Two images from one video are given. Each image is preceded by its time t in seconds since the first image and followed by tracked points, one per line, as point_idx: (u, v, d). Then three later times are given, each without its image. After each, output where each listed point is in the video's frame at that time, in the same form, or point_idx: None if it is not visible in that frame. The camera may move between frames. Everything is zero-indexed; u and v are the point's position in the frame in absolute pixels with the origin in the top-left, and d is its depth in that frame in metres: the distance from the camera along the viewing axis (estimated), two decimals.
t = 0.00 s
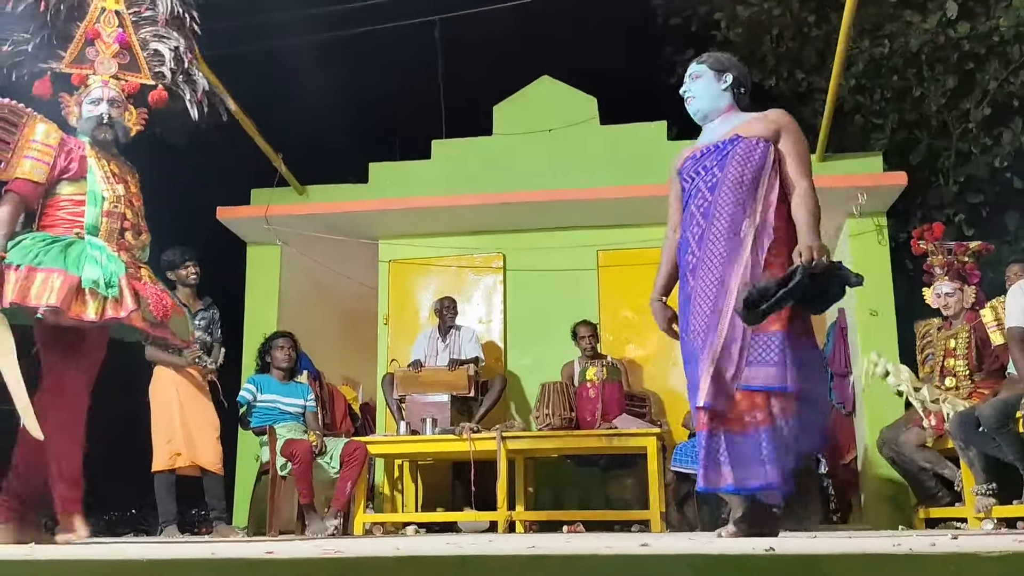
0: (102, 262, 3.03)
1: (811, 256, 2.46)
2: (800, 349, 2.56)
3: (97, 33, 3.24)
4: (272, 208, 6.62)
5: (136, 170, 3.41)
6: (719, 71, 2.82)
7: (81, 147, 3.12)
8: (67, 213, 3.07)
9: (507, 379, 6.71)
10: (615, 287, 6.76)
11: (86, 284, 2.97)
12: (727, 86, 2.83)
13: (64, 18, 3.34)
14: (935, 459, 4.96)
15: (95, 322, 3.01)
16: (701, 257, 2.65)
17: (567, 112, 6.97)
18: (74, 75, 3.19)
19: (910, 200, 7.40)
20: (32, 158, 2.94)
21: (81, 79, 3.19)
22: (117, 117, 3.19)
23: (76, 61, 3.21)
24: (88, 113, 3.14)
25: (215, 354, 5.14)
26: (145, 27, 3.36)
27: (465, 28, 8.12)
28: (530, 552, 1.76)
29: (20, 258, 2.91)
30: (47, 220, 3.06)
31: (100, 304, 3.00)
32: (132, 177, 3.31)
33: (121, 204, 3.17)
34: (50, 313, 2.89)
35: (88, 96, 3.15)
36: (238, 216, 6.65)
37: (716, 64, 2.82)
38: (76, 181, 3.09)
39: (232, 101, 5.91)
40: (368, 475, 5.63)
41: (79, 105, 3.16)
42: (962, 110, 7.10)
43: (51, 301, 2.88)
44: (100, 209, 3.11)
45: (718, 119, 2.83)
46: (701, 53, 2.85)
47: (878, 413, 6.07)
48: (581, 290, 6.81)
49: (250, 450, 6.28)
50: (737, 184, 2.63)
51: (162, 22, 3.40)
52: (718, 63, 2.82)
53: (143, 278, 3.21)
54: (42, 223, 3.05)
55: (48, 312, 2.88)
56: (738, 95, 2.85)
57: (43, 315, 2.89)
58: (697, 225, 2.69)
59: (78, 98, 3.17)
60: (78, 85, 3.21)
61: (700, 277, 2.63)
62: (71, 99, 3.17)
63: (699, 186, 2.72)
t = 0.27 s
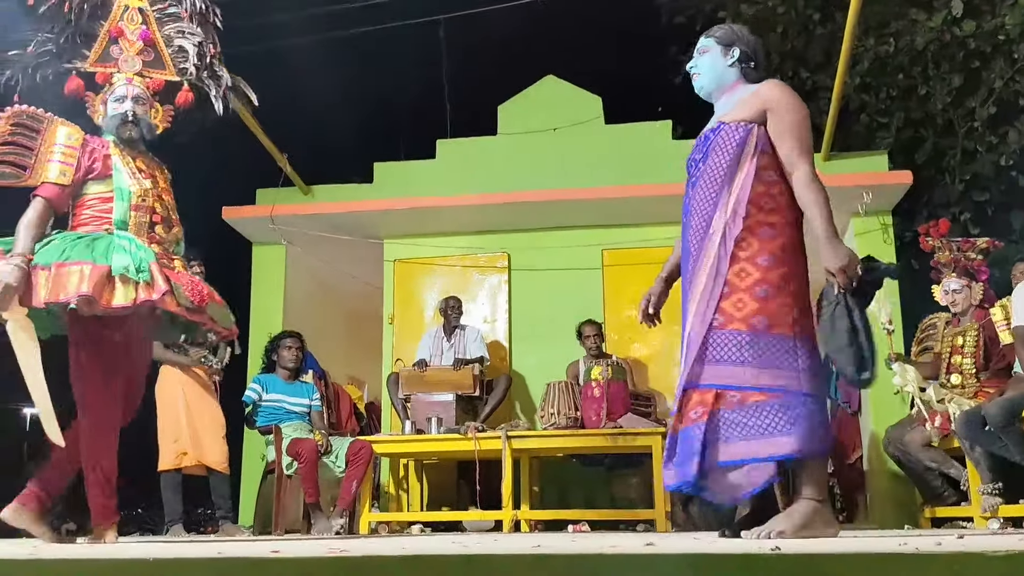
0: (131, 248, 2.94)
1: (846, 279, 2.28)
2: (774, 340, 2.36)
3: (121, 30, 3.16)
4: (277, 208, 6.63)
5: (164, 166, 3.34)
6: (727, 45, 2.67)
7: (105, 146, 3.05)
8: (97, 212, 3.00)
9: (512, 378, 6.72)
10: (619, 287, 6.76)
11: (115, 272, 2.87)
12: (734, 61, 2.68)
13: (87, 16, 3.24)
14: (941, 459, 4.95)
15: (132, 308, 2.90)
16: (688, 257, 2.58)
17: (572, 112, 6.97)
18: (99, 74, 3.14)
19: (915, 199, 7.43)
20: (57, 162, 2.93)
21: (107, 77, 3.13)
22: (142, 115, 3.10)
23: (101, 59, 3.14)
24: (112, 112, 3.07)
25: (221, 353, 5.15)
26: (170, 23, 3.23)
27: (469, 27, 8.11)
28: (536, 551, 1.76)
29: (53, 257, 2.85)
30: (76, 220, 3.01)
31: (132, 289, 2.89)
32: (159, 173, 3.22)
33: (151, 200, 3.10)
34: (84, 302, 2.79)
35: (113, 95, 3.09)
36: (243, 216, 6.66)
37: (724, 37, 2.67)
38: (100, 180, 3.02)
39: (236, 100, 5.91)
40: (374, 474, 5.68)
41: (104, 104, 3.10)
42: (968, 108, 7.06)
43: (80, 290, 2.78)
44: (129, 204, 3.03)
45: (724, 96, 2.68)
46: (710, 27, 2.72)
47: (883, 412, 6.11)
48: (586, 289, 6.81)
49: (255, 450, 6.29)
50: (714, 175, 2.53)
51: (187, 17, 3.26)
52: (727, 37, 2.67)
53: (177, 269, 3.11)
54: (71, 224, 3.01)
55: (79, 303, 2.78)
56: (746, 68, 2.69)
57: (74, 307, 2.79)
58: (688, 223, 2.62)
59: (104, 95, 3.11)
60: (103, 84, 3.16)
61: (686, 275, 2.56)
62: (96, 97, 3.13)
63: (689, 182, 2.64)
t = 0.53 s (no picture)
0: (128, 241, 2.93)
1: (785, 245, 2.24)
2: (774, 330, 2.36)
3: (146, 23, 3.26)
4: (278, 208, 6.63)
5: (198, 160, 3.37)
6: (736, 21, 2.73)
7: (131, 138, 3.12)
8: (114, 206, 3.05)
9: (513, 379, 6.71)
10: (621, 287, 6.75)
11: (104, 262, 2.86)
12: (744, 36, 2.73)
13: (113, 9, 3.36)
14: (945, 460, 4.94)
15: (121, 299, 2.87)
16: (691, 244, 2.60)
17: (573, 112, 6.97)
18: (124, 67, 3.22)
19: (918, 199, 7.41)
20: (78, 157, 3.02)
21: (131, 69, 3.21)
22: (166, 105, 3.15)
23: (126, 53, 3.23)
24: (137, 102, 3.13)
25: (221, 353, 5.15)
26: (195, 14, 3.34)
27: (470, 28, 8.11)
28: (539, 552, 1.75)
29: (57, 241, 2.90)
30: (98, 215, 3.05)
31: (116, 278, 2.85)
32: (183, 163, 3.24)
33: (165, 191, 3.10)
34: (70, 288, 2.78)
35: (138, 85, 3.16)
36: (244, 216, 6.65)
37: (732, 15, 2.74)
38: (119, 174, 3.09)
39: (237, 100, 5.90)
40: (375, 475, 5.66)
41: (130, 96, 3.17)
42: (970, 109, 7.10)
43: (63, 276, 2.77)
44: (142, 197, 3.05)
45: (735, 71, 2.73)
46: (722, 5, 2.78)
47: (885, 414, 6.09)
48: (587, 290, 6.80)
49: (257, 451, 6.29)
50: (709, 160, 2.57)
51: (210, 7, 3.37)
52: (734, 14, 2.73)
53: (186, 260, 3.08)
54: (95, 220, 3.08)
55: (62, 289, 2.77)
56: (758, 40, 2.74)
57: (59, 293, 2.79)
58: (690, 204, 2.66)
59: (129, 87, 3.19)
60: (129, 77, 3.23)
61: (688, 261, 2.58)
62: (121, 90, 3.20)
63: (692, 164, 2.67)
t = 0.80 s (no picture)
0: (129, 250, 2.94)
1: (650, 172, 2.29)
2: (763, 336, 2.38)
3: (175, 33, 3.39)
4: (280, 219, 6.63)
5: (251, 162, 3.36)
6: (750, 20, 2.66)
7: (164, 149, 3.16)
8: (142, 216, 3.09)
9: (515, 389, 6.70)
10: (623, 298, 6.75)
11: (104, 273, 2.89)
12: (758, 36, 2.65)
13: (143, 24, 3.57)
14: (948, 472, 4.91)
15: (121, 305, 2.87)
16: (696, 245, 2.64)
17: (575, 123, 6.98)
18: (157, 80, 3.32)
19: (919, 210, 7.42)
20: (116, 176, 3.12)
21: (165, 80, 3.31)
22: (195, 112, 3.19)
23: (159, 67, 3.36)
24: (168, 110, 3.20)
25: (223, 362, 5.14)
26: (222, 21, 3.52)
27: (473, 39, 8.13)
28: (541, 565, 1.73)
29: (74, 259, 2.97)
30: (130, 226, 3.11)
31: (116, 288, 2.86)
32: (216, 164, 3.20)
33: (185, 196, 3.06)
34: (73, 304, 2.84)
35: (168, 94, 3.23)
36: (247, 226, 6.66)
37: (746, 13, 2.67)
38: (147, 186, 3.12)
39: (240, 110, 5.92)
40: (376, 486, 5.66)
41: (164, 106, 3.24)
42: (971, 120, 7.09)
43: (68, 293, 2.84)
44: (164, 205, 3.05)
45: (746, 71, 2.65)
46: (737, 4, 2.72)
47: (888, 425, 6.07)
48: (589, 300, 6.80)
49: (258, 462, 6.27)
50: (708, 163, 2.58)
51: (234, 12, 3.55)
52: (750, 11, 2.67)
53: (207, 262, 3.01)
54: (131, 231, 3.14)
55: (68, 304, 2.84)
56: (772, 41, 2.66)
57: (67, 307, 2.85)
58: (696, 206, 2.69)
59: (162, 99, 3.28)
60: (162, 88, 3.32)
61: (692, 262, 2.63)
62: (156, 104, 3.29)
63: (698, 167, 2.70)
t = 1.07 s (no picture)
0: (143, 282, 2.86)
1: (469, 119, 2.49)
2: (747, 355, 2.26)
3: (210, 58, 3.36)
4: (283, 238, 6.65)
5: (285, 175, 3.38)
6: (761, 34, 2.52)
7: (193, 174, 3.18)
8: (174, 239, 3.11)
9: (517, 409, 6.68)
10: (627, 318, 6.75)
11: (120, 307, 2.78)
12: (770, 50, 2.52)
13: (178, 50, 3.54)
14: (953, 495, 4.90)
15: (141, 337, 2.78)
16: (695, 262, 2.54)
17: (579, 144, 7.00)
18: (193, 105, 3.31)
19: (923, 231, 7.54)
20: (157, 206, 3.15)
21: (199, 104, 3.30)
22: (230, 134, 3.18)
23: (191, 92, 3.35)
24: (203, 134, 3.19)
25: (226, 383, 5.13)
26: (256, 42, 3.50)
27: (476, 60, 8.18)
28: None
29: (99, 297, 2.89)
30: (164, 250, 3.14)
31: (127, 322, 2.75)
32: (249, 180, 3.19)
33: (207, 217, 3.06)
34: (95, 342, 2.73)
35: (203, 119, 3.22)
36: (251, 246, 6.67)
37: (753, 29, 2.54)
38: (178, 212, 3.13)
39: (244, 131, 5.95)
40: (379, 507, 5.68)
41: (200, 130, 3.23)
42: (973, 141, 7.11)
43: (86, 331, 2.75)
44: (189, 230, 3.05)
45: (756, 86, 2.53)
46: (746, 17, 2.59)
47: (892, 446, 6.04)
48: (592, 320, 6.79)
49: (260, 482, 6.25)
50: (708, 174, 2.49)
51: (268, 32, 3.54)
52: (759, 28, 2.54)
53: (221, 285, 2.94)
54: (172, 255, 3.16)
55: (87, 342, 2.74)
56: (783, 59, 2.53)
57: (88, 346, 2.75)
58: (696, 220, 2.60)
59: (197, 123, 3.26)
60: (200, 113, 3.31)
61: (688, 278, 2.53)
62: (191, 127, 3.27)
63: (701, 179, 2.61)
